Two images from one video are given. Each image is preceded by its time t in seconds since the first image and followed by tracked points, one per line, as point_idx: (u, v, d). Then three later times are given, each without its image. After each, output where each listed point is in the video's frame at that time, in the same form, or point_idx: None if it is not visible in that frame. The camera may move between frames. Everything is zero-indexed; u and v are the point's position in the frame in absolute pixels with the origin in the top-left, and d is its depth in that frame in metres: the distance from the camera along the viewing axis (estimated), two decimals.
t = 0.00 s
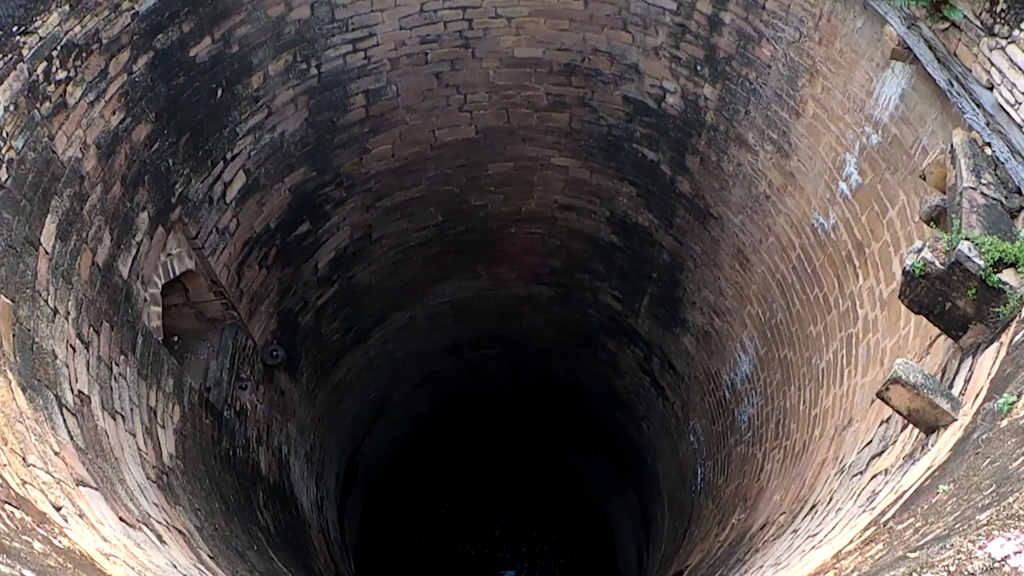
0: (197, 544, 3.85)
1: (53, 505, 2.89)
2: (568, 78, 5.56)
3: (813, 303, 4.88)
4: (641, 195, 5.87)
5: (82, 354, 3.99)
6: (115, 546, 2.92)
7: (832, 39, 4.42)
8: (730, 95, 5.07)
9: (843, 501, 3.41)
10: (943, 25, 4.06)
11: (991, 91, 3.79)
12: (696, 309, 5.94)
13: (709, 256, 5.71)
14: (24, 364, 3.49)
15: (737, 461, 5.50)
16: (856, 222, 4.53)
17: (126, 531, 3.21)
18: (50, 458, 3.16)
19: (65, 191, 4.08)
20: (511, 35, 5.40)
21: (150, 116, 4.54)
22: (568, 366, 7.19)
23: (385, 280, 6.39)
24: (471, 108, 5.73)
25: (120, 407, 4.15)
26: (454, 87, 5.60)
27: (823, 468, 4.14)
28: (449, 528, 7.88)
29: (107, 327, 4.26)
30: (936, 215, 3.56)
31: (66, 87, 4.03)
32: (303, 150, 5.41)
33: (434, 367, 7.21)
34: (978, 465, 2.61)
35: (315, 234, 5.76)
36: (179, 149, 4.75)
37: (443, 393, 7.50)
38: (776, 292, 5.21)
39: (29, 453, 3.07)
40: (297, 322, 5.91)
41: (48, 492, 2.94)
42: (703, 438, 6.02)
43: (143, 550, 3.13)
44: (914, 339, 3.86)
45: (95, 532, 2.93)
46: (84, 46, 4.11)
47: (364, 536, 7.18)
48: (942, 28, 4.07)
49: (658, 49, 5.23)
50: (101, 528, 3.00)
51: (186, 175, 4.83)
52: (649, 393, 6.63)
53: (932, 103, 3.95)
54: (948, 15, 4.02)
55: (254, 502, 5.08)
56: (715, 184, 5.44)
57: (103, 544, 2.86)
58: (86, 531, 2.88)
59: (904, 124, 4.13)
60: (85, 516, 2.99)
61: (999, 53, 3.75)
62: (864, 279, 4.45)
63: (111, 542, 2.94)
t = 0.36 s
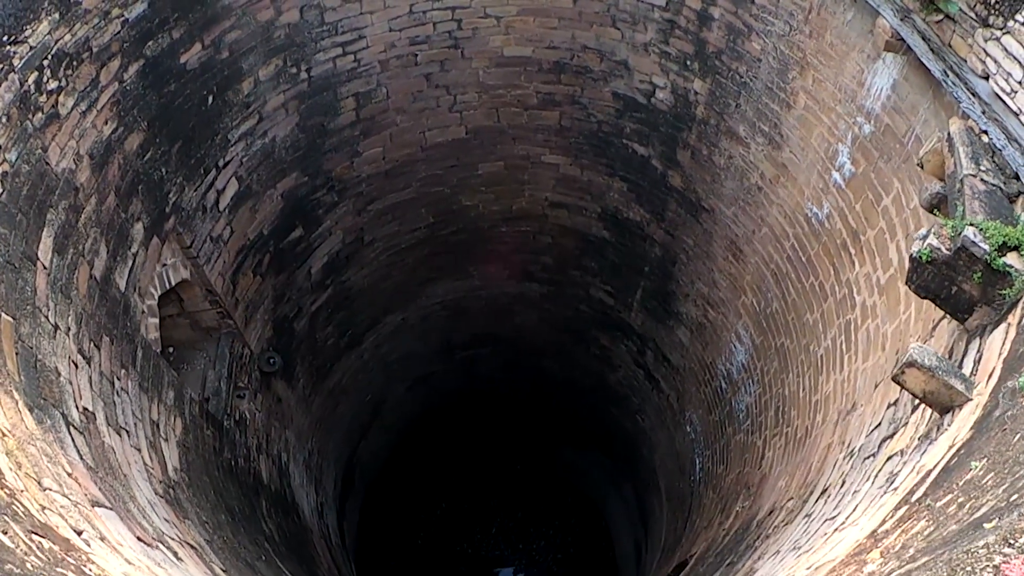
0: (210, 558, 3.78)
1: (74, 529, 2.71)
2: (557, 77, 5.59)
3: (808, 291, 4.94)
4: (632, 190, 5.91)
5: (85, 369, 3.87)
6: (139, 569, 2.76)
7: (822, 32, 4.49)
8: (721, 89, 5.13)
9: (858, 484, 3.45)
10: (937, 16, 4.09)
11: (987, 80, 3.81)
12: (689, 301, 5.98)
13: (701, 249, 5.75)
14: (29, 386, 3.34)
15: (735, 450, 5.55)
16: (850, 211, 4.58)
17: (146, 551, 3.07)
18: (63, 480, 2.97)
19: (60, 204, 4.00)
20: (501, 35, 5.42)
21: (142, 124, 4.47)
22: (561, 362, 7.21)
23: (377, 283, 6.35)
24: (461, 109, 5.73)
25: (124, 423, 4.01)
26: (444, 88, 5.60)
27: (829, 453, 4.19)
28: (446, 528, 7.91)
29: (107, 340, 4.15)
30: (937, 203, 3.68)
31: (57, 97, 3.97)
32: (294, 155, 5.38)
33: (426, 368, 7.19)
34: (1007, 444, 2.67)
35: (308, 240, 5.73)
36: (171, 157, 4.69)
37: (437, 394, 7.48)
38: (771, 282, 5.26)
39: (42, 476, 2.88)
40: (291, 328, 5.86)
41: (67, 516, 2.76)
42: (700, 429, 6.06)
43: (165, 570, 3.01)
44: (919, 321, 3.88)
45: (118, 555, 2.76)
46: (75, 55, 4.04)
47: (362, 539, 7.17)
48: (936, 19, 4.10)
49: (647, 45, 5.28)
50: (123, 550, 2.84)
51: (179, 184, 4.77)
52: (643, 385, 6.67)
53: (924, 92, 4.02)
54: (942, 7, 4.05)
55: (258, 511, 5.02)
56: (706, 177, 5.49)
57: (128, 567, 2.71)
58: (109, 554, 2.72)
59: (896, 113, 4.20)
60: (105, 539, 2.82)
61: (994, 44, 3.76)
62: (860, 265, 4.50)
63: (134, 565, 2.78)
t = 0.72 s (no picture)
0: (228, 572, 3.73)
1: (104, 553, 2.63)
2: (551, 74, 5.59)
3: (809, 279, 4.99)
4: (627, 184, 5.93)
5: (93, 385, 3.78)
6: None
7: (816, 24, 4.52)
8: (715, 83, 5.16)
9: (877, 468, 3.52)
10: (934, 7, 4.09)
11: (986, 70, 3.86)
12: (688, 293, 6.03)
13: (698, 241, 5.80)
14: (41, 405, 3.23)
15: (740, 439, 5.60)
16: (849, 199, 4.62)
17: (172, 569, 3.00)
18: (86, 501, 2.87)
19: (60, 218, 3.94)
20: (493, 34, 5.41)
21: (138, 133, 4.42)
22: (559, 359, 7.23)
23: (374, 286, 6.33)
24: (455, 109, 5.72)
25: (133, 438, 3.93)
26: (438, 89, 5.59)
27: (840, 438, 4.25)
28: (447, 528, 7.89)
29: (112, 354, 4.08)
30: (941, 189, 3.73)
31: (53, 108, 3.91)
32: (290, 160, 5.35)
33: (424, 369, 7.17)
34: None
35: (306, 245, 5.70)
36: (169, 165, 4.64)
37: (435, 395, 7.47)
38: (770, 271, 5.31)
39: (66, 499, 2.80)
40: (291, 334, 5.82)
41: (95, 539, 2.68)
42: (702, 419, 6.11)
43: None
44: (924, 306, 3.95)
45: None
46: (69, 65, 3.98)
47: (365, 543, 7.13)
48: (933, 10, 4.09)
49: (640, 41, 5.29)
50: (153, 571, 2.77)
51: (177, 193, 4.72)
52: (642, 378, 6.71)
53: (921, 80, 4.07)
54: None
55: (269, 519, 4.98)
56: (702, 170, 5.53)
57: None
58: None
59: (893, 102, 4.25)
60: (135, 560, 2.75)
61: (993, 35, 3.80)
62: (861, 253, 4.56)
63: None
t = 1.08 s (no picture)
0: None
1: (139, 571, 2.60)
2: (544, 73, 5.59)
3: (809, 269, 5.01)
4: (623, 181, 5.94)
5: (103, 401, 3.71)
6: None
7: (811, 16, 4.55)
8: (710, 77, 5.18)
9: (893, 450, 3.53)
10: None
11: (984, 58, 3.76)
12: (687, 288, 6.05)
13: (696, 235, 5.82)
14: (56, 424, 3.17)
15: (744, 430, 5.61)
16: (848, 188, 4.64)
17: None
18: (113, 520, 2.84)
19: (62, 231, 3.88)
20: (487, 34, 5.39)
21: (135, 143, 4.36)
22: (557, 358, 7.23)
23: (371, 292, 6.29)
24: (449, 110, 5.70)
25: (145, 453, 3.87)
26: (432, 91, 5.57)
27: (849, 425, 4.26)
28: (450, 531, 7.90)
29: (120, 368, 4.03)
30: (945, 177, 3.73)
31: (51, 119, 3.85)
32: (286, 167, 5.31)
33: (422, 373, 7.13)
34: None
35: (304, 252, 5.66)
36: (166, 175, 4.59)
37: (434, 398, 7.42)
38: (770, 263, 5.34)
39: (94, 519, 2.76)
40: (292, 343, 5.77)
41: (128, 557, 2.64)
42: (705, 412, 6.13)
43: None
44: (929, 291, 3.96)
45: None
46: (65, 75, 3.92)
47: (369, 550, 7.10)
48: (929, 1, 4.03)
49: (634, 37, 5.31)
50: None
51: (175, 204, 4.66)
52: (642, 374, 6.72)
53: (917, 69, 4.09)
54: None
55: (278, 529, 4.92)
56: (698, 164, 5.55)
57: None
58: None
59: (889, 92, 4.28)
60: None
61: (990, 21, 3.69)
62: (862, 241, 4.57)
63: None
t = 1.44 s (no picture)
0: None
1: None
2: (536, 71, 5.58)
3: (807, 258, 5.03)
4: (618, 176, 5.96)
5: (112, 418, 3.64)
6: None
7: (803, 7, 4.57)
8: (702, 70, 5.19)
9: (908, 432, 3.54)
10: None
11: (980, 45, 3.77)
12: (684, 281, 6.07)
13: (692, 228, 5.83)
14: (70, 445, 3.10)
15: (747, 420, 5.62)
16: (845, 176, 4.67)
17: None
18: (140, 541, 2.81)
19: (62, 246, 3.81)
20: (478, 34, 5.37)
21: (131, 154, 4.30)
22: (555, 356, 7.24)
23: (368, 296, 6.25)
24: (442, 111, 5.68)
25: (156, 468, 3.81)
26: (424, 93, 5.54)
27: (857, 409, 4.27)
28: (452, 535, 7.98)
29: (126, 384, 3.95)
30: (947, 163, 3.73)
31: (47, 132, 3.78)
32: (281, 174, 5.26)
33: (419, 377, 7.10)
34: None
35: (300, 259, 5.61)
36: (163, 186, 4.52)
37: (432, 400, 7.36)
38: (767, 253, 5.36)
39: (122, 541, 2.72)
40: (291, 351, 5.71)
41: None
42: (706, 404, 6.14)
43: None
44: (932, 275, 3.97)
45: None
46: (59, 86, 3.85)
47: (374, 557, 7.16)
48: None
49: (625, 33, 5.31)
50: None
51: (172, 214, 4.61)
52: (641, 368, 6.73)
53: (911, 57, 4.13)
54: None
55: (287, 538, 4.86)
56: (693, 157, 5.57)
57: None
58: None
59: (884, 80, 4.30)
60: None
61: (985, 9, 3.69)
62: (861, 228, 4.59)
63: None
